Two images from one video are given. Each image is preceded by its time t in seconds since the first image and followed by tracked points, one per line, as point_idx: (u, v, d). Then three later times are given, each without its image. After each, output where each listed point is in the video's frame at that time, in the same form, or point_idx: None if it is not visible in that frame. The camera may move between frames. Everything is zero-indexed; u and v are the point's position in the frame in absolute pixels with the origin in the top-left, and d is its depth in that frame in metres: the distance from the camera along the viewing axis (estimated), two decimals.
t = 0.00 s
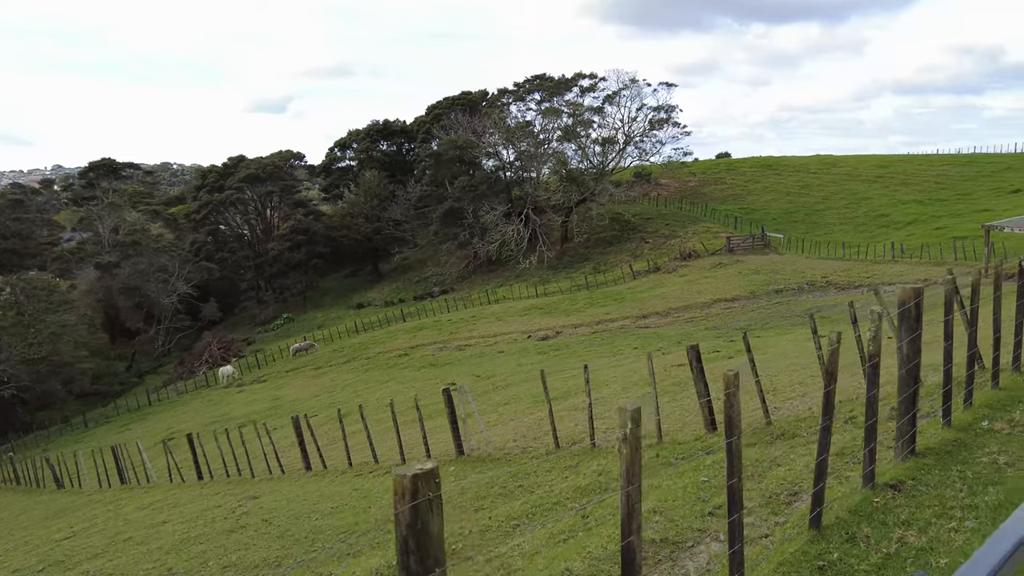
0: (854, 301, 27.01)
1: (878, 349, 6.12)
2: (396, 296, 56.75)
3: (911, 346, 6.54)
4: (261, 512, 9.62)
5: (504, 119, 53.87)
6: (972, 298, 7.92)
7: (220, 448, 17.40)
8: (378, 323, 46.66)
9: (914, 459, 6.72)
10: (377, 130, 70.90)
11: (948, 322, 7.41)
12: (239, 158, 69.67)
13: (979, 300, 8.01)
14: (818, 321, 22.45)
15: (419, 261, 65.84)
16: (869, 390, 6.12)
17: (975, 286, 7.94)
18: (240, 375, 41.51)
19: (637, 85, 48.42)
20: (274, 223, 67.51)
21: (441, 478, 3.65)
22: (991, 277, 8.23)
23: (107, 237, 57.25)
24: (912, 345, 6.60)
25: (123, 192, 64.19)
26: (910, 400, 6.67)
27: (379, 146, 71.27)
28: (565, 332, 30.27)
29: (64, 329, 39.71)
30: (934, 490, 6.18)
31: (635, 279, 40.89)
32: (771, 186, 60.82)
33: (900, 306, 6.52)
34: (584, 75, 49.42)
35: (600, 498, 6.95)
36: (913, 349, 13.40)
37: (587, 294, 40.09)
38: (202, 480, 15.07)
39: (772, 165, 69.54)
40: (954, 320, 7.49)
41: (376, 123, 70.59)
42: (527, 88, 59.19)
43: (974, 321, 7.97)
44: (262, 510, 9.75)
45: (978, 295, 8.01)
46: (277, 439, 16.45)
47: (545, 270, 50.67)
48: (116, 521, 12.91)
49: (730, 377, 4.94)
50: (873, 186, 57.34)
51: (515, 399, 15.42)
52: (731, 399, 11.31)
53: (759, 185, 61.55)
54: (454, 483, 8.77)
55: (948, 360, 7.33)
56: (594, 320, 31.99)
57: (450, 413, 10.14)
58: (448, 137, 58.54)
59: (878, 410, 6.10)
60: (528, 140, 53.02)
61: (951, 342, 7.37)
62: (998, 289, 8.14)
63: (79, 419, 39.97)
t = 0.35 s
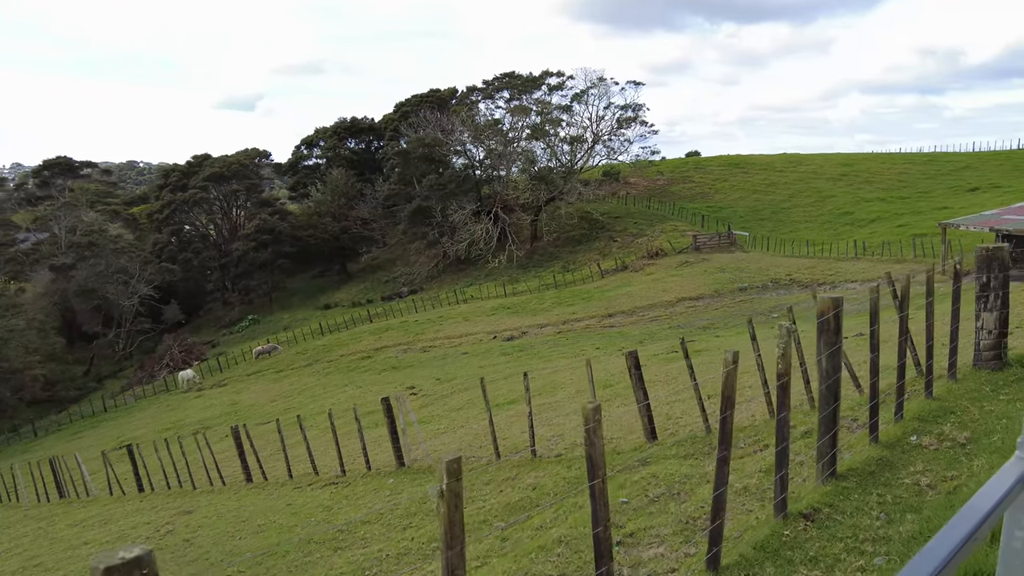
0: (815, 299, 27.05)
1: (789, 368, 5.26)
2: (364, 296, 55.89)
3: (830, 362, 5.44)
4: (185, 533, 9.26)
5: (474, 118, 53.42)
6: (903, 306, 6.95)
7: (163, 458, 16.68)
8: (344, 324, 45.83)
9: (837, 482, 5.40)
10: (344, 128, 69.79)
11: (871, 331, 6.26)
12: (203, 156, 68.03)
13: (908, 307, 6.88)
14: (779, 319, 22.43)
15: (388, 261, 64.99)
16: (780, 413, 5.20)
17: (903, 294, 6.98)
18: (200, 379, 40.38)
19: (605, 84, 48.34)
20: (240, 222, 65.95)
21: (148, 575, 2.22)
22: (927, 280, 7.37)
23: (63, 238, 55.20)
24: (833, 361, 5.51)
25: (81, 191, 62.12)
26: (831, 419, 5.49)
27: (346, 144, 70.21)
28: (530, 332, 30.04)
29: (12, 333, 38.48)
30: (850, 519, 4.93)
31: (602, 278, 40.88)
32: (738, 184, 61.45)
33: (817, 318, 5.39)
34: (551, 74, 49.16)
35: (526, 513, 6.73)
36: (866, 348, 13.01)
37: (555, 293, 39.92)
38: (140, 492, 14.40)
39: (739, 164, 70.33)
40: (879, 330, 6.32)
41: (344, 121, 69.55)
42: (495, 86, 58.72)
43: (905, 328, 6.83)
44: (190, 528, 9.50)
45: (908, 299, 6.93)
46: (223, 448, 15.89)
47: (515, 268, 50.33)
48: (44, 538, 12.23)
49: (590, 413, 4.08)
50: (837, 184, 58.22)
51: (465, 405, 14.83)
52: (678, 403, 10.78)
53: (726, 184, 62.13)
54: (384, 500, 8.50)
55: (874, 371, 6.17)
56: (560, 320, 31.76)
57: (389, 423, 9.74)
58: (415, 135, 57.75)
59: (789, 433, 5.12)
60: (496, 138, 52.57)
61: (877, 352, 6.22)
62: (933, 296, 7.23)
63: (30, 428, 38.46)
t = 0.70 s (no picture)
0: (780, 297, 27.10)
1: (688, 393, 4.72)
2: (334, 296, 54.89)
3: (744, 383, 5.02)
4: (105, 556, 8.89)
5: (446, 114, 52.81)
6: (836, 315, 6.53)
7: (104, 470, 15.93)
8: (311, 325, 44.88)
9: (753, 515, 5.00)
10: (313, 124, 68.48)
11: (796, 347, 5.86)
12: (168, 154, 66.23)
13: (841, 319, 6.46)
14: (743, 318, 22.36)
15: (359, 260, 63.99)
16: (679, 445, 4.72)
17: (836, 301, 6.58)
18: (161, 383, 39.18)
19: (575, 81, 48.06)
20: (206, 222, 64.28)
21: None
22: (864, 287, 6.97)
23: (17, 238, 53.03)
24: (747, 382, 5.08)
25: (37, 189, 59.92)
26: (747, 445, 5.10)
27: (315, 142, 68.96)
28: (498, 332, 29.62)
29: None
30: (759, 563, 4.47)
31: (573, 276, 40.64)
32: (709, 182, 61.81)
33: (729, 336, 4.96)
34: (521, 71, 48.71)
35: (451, 531, 6.34)
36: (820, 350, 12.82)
37: (525, 292, 39.55)
38: (77, 506, 13.77)
39: (710, 162, 70.78)
40: (804, 345, 5.93)
41: (313, 118, 68.28)
42: (466, 83, 58.07)
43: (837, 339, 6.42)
44: (107, 552, 9.06)
45: (840, 311, 6.51)
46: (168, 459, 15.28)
47: (486, 267, 49.86)
48: None
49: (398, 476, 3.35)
50: (805, 182, 58.83)
51: (417, 412, 14.38)
52: (625, 408, 10.48)
53: (697, 182, 62.45)
54: (312, 520, 8.08)
55: (799, 390, 5.79)
56: (528, 320, 31.41)
57: (326, 435, 9.35)
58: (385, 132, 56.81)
59: (689, 469, 4.71)
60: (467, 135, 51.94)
61: (801, 369, 5.82)
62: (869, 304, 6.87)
63: None
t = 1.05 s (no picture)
0: (749, 296, 27.03)
1: (561, 433, 4.45)
2: (305, 297, 53.90)
3: (642, 412, 4.71)
4: None
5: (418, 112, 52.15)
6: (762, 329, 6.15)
7: (43, 486, 15.15)
8: (279, 328, 43.92)
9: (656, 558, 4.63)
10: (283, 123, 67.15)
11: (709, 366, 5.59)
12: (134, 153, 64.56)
13: (766, 333, 6.13)
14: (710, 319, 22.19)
15: (331, 261, 62.98)
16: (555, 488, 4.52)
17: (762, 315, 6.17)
18: (123, 388, 37.99)
19: (548, 80, 47.71)
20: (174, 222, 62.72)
21: None
22: (798, 296, 6.73)
23: None
24: (647, 411, 4.75)
25: None
26: (649, 479, 4.79)
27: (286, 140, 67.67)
28: (467, 333, 29.17)
29: None
30: None
31: (546, 276, 40.32)
32: (682, 181, 61.98)
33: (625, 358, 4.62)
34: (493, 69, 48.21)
35: (366, 560, 5.92)
36: (779, 354, 12.58)
37: (497, 292, 39.12)
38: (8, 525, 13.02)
39: (684, 161, 71.01)
40: (718, 364, 5.65)
41: (283, 116, 67.00)
42: (439, 82, 57.36)
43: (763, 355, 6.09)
44: None
45: (765, 325, 6.16)
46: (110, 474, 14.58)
47: (459, 267, 49.32)
48: None
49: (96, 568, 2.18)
50: (778, 181, 59.26)
51: (370, 421, 13.87)
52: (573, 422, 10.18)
53: (670, 181, 62.60)
54: (235, 541, 7.62)
55: (717, 415, 5.51)
56: (499, 321, 30.98)
57: (259, 451, 8.86)
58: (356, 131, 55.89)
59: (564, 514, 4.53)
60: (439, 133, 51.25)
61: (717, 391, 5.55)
62: (804, 313, 6.66)
63: None
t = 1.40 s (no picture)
0: (723, 296, 26.86)
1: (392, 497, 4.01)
2: (281, 298, 53.03)
3: (515, 456, 4.21)
4: None
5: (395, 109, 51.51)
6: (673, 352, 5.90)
7: None
8: (252, 329, 43.06)
9: None
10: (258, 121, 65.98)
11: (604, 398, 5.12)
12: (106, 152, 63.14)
13: (676, 355, 5.85)
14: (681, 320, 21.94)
15: (308, 260, 62.08)
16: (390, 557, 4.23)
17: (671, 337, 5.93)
18: (90, 392, 36.95)
19: (526, 77, 47.28)
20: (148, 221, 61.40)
21: None
22: (719, 314, 6.54)
23: None
24: (522, 453, 4.26)
25: None
26: (524, 531, 4.31)
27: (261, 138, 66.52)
28: (440, 335, 28.67)
29: None
30: None
31: (523, 275, 39.93)
32: (661, 180, 61.90)
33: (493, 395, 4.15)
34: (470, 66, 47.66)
35: None
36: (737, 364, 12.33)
37: (474, 292, 38.65)
38: None
39: (664, 159, 70.99)
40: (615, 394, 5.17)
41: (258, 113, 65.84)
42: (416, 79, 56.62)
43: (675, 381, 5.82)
44: None
45: (675, 346, 5.89)
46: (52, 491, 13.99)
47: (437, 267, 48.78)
48: None
49: None
50: (756, 179, 59.41)
51: (323, 432, 13.42)
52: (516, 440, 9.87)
53: (650, 179, 62.52)
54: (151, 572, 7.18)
55: (616, 452, 5.11)
56: (473, 321, 30.51)
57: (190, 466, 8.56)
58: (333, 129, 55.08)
59: None
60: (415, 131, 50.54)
61: (615, 425, 5.15)
62: (727, 332, 6.46)
63: None
